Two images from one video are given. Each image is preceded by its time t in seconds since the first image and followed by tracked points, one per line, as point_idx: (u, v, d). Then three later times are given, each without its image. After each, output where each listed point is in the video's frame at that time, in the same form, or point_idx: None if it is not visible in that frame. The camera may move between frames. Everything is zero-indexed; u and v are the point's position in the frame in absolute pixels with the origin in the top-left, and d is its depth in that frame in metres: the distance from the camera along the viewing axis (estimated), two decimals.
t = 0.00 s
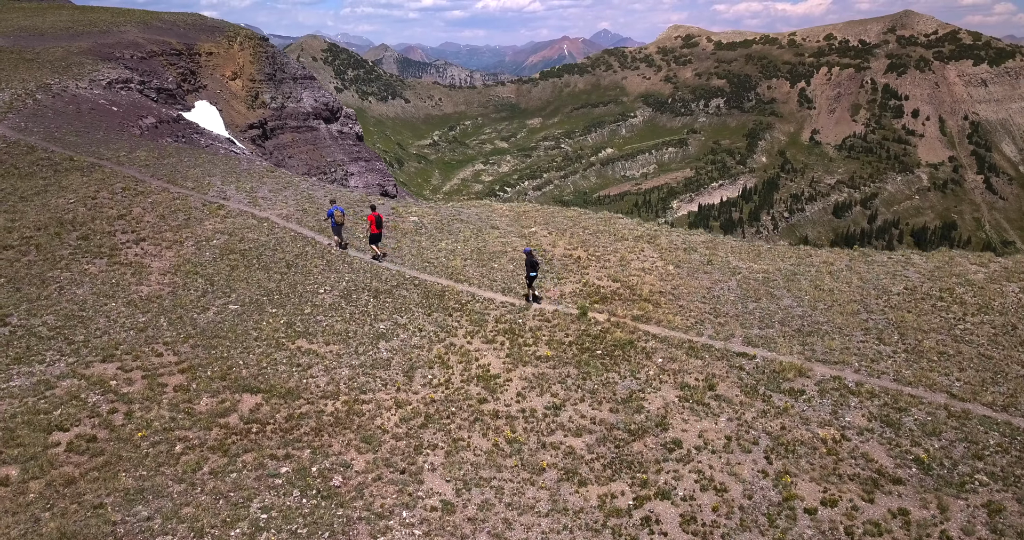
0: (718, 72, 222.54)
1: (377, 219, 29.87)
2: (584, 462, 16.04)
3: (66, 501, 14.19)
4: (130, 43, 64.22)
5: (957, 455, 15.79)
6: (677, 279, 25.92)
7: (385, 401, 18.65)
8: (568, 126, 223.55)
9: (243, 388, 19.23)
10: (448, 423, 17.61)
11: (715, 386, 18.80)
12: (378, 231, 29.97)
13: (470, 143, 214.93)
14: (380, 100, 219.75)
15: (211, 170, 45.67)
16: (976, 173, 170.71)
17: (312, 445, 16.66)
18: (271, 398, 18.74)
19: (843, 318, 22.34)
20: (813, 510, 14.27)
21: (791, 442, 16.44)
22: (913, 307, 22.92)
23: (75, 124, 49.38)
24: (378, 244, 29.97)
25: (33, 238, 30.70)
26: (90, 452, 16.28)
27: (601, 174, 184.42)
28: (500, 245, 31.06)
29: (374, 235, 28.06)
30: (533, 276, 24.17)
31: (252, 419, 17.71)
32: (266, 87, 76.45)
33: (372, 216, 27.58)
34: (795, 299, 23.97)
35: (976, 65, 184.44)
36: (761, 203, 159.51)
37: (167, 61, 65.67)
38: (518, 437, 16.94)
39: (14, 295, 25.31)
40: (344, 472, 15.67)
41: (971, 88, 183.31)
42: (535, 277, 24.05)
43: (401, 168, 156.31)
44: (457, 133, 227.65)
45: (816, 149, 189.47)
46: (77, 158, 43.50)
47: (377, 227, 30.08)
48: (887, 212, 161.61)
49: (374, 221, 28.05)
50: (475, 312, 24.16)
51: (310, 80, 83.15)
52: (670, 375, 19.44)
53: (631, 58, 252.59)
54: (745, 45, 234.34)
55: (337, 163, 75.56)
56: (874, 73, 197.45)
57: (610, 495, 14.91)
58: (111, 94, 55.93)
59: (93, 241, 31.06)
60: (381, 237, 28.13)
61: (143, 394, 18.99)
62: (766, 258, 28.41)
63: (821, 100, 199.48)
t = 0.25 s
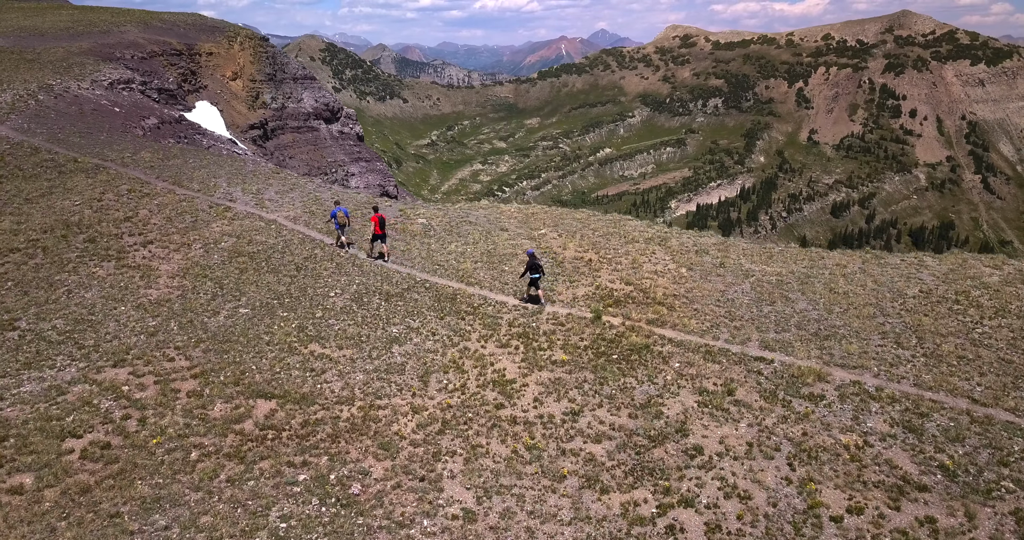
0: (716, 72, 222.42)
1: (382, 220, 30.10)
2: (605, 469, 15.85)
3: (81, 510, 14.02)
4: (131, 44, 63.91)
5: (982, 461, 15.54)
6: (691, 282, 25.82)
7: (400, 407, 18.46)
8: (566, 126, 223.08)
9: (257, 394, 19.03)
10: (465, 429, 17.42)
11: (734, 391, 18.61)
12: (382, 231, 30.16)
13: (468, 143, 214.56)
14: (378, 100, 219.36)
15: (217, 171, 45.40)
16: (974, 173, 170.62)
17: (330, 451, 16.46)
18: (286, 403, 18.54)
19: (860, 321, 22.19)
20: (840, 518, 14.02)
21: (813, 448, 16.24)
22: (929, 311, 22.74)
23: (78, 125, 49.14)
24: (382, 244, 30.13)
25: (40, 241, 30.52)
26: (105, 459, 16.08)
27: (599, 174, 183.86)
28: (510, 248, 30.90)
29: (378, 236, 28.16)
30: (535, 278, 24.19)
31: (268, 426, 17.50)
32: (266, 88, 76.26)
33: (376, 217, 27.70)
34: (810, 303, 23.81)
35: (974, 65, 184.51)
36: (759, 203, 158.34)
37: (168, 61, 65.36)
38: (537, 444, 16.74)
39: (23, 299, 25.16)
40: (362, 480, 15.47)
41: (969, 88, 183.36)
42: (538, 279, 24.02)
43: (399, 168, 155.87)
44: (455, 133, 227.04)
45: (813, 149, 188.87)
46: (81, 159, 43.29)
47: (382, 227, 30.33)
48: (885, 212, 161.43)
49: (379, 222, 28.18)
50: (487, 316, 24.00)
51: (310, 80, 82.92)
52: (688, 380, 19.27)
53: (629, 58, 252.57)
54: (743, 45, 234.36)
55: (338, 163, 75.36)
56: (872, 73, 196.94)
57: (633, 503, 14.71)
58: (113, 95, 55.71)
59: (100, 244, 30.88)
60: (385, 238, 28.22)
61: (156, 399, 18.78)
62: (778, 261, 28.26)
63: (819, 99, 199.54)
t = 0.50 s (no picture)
0: (715, 73, 222.37)
1: (383, 220, 29.99)
2: (626, 476, 15.65)
3: (96, 519, 13.80)
4: (131, 44, 63.63)
5: (1007, 467, 15.31)
6: (704, 285, 25.69)
7: (416, 412, 18.28)
8: (564, 126, 222.57)
9: (271, 399, 18.81)
10: (482, 435, 17.24)
11: (752, 396, 18.41)
12: (384, 232, 30.15)
13: (466, 143, 213.86)
14: (376, 100, 218.72)
15: (221, 172, 45.22)
16: (971, 173, 170.51)
17: (346, 458, 16.25)
18: (300, 409, 18.37)
19: (876, 324, 22.02)
20: (866, 526, 13.79)
21: (835, 454, 16.04)
22: (945, 314, 22.55)
23: (79, 125, 48.79)
24: (384, 244, 30.11)
25: (46, 244, 30.28)
26: (119, 467, 15.88)
27: (597, 174, 183.24)
28: (519, 250, 30.73)
29: (380, 236, 28.15)
30: (537, 279, 24.22)
31: (282, 432, 17.27)
32: (267, 88, 75.96)
33: (376, 217, 27.51)
34: (825, 306, 23.63)
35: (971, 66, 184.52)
36: (756, 203, 155.89)
37: (169, 62, 65.00)
38: (556, 451, 16.53)
39: (31, 303, 24.95)
40: (380, 487, 15.27)
41: (966, 89, 183.31)
42: (539, 279, 24.03)
43: (397, 168, 155.39)
44: (453, 133, 226.45)
45: (811, 149, 188.36)
46: (84, 160, 43.00)
47: (382, 228, 30.02)
48: (883, 212, 161.13)
49: (380, 223, 28.06)
50: (500, 319, 23.81)
51: (311, 80, 82.61)
52: (705, 385, 19.09)
53: (627, 58, 252.52)
54: (741, 45, 234.43)
55: (339, 164, 75.19)
56: (869, 73, 196.69)
57: (655, 510, 14.51)
58: (115, 96, 55.42)
59: (107, 246, 30.67)
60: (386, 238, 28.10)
61: (169, 405, 18.58)
62: (790, 263, 28.07)
63: (817, 99, 199.96)
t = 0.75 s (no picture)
0: (712, 72, 222.21)
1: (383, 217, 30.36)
2: (645, 480, 15.45)
3: (109, 526, 13.56)
4: (130, 43, 63.28)
5: None
6: (715, 285, 25.53)
7: (429, 415, 18.06)
8: (562, 125, 222.06)
9: (282, 402, 18.59)
10: (498, 439, 17.01)
11: (770, 398, 18.21)
12: (385, 229, 30.42)
13: (464, 142, 213.26)
14: (373, 99, 218.16)
15: (225, 172, 44.99)
16: (968, 171, 170.59)
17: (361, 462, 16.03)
18: (312, 412, 18.14)
19: (891, 325, 21.84)
20: (891, 531, 13.56)
21: (856, 458, 15.86)
22: (961, 314, 22.35)
23: (80, 125, 48.48)
24: (384, 242, 30.43)
25: (50, 244, 30.02)
26: (130, 471, 15.64)
27: (595, 173, 182.78)
28: (528, 250, 30.56)
29: (380, 234, 28.38)
30: (537, 277, 24.33)
31: (295, 436, 17.04)
32: (266, 87, 75.59)
33: (377, 214, 27.92)
34: (838, 307, 23.45)
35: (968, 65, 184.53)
36: (754, 203, 156.44)
37: (168, 61, 64.58)
38: (573, 454, 16.33)
39: (36, 304, 24.71)
40: (396, 492, 15.05)
41: (963, 87, 183.26)
42: (539, 278, 24.15)
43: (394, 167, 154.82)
44: (451, 132, 225.83)
45: (808, 148, 188.24)
46: (87, 160, 42.71)
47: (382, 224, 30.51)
48: (880, 211, 161.13)
49: (380, 220, 28.41)
50: (510, 321, 23.58)
51: (310, 79, 82.16)
52: (721, 387, 18.90)
53: (625, 58, 252.35)
54: (738, 44, 234.38)
55: (339, 163, 74.92)
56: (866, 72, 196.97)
57: (677, 515, 14.30)
58: (115, 95, 55.09)
59: (111, 247, 30.38)
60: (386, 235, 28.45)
61: (179, 408, 18.33)
62: (801, 263, 27.89)
63: (814, 98, 200.22)
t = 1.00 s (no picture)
0: (709, 71, 222.04)
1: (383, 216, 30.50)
2: (664, 485, 15.22)
3: (120, 534, 13.31)
4: (129, 42, 62.84)
5: None
6: (726, 286, 25.32)
7: (442, 418, 17.81)
8: (559, 124, 221.56)
9: (293, 406, 18.35)
10: (513, 443, 16.79)
11: (787, 401, 18.00)
12: (384, 228, 30.56)
13: (461, 141, 212.66)
14: (370, 98, 217.47)
15: (227, 172, 44.69)
16: (964, 171, 170.78)
17: (375, 468, 15.75)
18: (324, 415, 17.89)
19: (905, 326, 21.65)
20: (917, 537, 13.35)
21: (877, 462, 15.65)
22: (976, 316, 22.14)
23: (80, 124, 48.08)
24: (383, 241, 30.55)
25: (52, 245, 29.68)
26: (139, 477, 15.35)
27: (592, 173, 182.22)
28: (536, 251, 30.29)
29: (380, 233, 28.44)
30: (534, 276, 24.32)
31: (306, 440, 16.79)
32: (265, 87, 75.13)
33: (377, 213, 28.06)
34: (852, 307, 23.22)
35: (964, 64, 184.62)
36: (751, 202, 155.42)
37: (166, 60, 64.07)
38: (590, 458, 16.10)
39: (40, 306, 24.42)
40: (411, 498, 14.79)
41: (959, 87, 183.37)
42: (536, 277, 24.20)
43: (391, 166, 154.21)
44: (448, 131, 225.22)
45: (805, 147, 188.17)
46: (88, 160, 42.34)
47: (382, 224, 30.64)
48: (877, 210, 161.09)
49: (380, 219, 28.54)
50: (520, 322, 23.32)
51: (309, 78, 81.66)
52: (736, 389, 18.69)
53: (622, 57, 252.12)
54: (736, 44, 234.30)
55: (338, 163, 74.56)
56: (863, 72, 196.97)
57: (697, 521, 14.07)
58: (115, 94, 54.71)
59: (115, 248, 30.08)
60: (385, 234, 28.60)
61: (188, 412, 18.06)
62: (812, 263, 27.67)
63: (811, 98, 200.28)
